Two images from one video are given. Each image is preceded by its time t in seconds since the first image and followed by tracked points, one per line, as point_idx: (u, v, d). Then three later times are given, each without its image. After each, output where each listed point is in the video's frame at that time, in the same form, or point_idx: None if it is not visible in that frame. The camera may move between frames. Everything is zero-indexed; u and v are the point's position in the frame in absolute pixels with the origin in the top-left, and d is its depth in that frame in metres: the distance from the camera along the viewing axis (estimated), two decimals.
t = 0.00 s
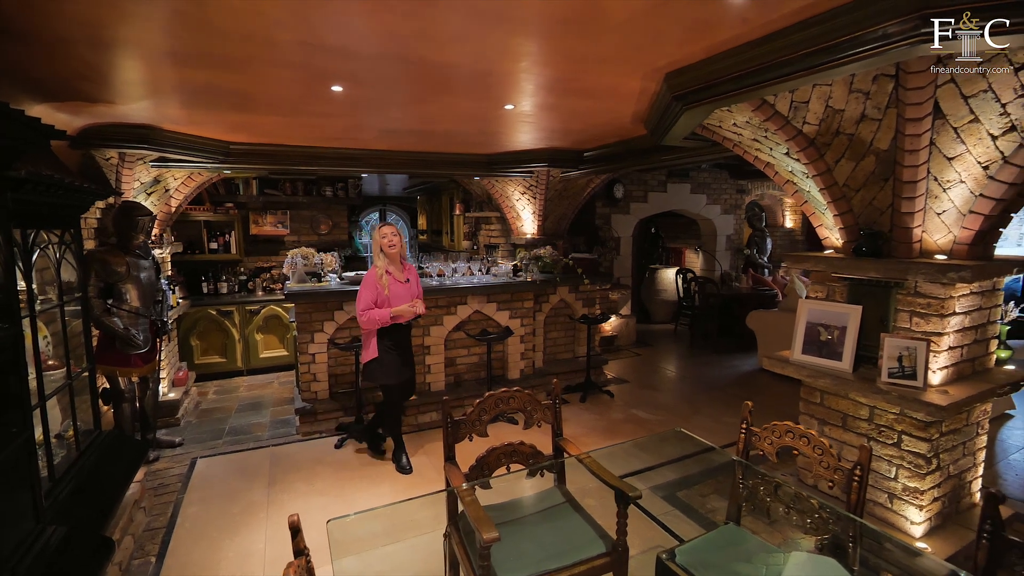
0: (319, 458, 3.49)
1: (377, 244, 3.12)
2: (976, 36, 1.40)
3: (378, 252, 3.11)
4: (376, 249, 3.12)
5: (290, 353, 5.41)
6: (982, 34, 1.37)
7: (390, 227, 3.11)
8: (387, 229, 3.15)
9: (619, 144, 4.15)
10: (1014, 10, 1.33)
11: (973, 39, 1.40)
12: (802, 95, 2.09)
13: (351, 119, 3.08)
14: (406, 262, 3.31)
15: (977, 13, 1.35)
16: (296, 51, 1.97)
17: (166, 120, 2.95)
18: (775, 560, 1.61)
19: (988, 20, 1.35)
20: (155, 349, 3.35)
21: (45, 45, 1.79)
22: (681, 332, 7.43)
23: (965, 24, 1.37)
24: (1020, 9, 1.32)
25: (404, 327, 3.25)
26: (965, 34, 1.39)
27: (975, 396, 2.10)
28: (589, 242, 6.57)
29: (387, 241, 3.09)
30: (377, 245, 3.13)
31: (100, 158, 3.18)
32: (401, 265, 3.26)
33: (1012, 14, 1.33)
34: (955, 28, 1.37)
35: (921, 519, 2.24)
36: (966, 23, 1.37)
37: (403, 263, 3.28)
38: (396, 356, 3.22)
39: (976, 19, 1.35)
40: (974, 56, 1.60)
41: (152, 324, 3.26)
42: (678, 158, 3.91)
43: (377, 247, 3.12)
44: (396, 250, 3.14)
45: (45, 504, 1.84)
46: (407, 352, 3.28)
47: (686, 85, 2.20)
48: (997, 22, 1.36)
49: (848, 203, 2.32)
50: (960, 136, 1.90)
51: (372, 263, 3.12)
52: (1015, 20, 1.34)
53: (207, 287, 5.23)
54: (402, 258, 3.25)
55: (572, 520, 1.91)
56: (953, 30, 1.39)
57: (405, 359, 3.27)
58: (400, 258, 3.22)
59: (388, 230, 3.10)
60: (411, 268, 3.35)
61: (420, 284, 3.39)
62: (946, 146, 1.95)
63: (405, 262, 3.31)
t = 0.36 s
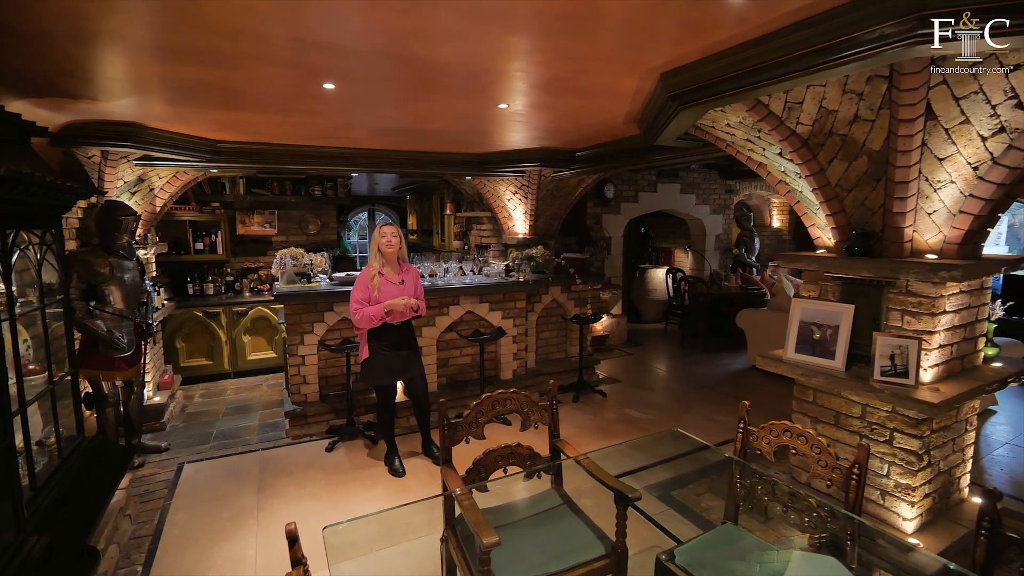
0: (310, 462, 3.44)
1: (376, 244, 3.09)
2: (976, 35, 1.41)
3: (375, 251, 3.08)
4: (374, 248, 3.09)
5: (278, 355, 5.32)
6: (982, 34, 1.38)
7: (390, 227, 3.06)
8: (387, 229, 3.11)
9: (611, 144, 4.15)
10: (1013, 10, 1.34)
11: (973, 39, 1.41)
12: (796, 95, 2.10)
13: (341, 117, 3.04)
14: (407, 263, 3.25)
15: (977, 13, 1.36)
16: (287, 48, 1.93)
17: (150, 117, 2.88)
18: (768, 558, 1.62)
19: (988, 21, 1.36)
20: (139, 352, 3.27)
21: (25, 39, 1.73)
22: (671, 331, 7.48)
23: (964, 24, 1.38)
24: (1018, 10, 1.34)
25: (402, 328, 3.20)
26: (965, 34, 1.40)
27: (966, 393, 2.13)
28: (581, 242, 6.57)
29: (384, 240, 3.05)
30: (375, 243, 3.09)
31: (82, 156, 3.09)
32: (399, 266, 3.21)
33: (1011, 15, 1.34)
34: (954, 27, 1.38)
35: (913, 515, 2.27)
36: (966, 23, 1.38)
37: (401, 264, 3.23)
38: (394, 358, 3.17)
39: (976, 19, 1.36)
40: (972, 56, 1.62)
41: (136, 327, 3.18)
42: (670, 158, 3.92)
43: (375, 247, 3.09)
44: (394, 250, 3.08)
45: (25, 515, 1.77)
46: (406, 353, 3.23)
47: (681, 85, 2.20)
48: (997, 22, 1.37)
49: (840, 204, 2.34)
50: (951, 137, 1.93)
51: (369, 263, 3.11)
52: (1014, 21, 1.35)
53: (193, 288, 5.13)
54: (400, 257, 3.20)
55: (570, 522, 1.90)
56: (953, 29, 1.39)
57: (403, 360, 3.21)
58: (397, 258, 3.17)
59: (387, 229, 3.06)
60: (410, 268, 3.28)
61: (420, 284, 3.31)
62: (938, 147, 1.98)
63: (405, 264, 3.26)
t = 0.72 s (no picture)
0: (299, 466, 3.38)
1: (379, 248, 3.08)
2: (976, 35, 1.41)
3: (377, 255, 3.07)
4: (377, 252, 3.08)
5: (264, 357, 5.23)
6: (982, 35, 1.39)
7: (394, 229, 3.04)
8: (390, 231, 3.08)
9: (602, 144, 4.16)
10: (1012, 11, 1.34)
11: (972, 40, 1.42)
12: (790, 96, 2.11)
13: (331, 115, 2.99)
14: (412, 264, 3.19)
15: (977, 14, 1.36)
16: (277, 42, 1.88)
17: (133, 114, 2.80)
18: (760, 555, 1.64)
19: (988, 21, 1.37)
20: (122, 356, 3.18)
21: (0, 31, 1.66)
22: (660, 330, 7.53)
23: (965, 24, 1.38)
24: (1018, 10, 1.34)
25: (408, 329, 3.14)
26: (965, 34, 1.40)
27: (955, 390, 2.16)
28: (571, 242, 6.58)
29: (388, 243, 3.03)
30: (378, 245, 3.07)
31: (60, 154, 2.99)
32: (401, 267, 3.15)
33: (1011, 15, 1.35)
34: (954, 28, 1.38)
35: (904, 511, 2.30)
36: (966, 23, 1.38)
37: (405, 265, 3.17)
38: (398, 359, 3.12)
39: (976, 19, 1.36)
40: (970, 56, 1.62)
41: (118, 329, 3.10)
42: (661, 158, 3.94)
43: (377, 250, 3.08)
44: (398, 253, 3.06)
45: (3, 526, 1.70)
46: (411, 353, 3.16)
47: (676, 84, 2.19)
48: (998, 22, 1.37)
49: (832, 203, 2.36)
50: (941, 137, 1.95)
51: (370, 266, 3.09)
52: (1014, 21, 1.35)
53: (176, 289, 5.02)
54: (404, 258, 3.15)
55: (568, 525, 1.87)
56: (952, 30, 1.40)
57: (408, 361, 3.15)
58: (400, 261, 3.13)
59: (391, 232, 3.04)
60: (417, 268, 3.17)
61: (423, 285, 3.16)
62: (928, 147, 2.00)
63: (410, 264, 3.18)
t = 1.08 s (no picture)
0: (287, 471, 3.31)
1: (391, 249, 3.06)
2: (976, 35, 1.41)
3: (389, 255, 3.05)
4: (389, 253, 3.06)
5: (250, 360, 5.13)
6: (982, 35, 1.39)
7: (405, 230, 3.02)
8: (400, 232, 3.05)
9: (592, 144, 4.16)
10: (1013, 10, 1.35)
11: (972, 40, 1.42)
12: (783, 95, 2.12)
13: (320, 112, 2.93)
14: (424, 264, 3.13)
15: (977, 13, 1.37)
16: (266, 36, 1.83)
17: (113, 110, 2.71)
18: (752, 552, 1.65)
19: (989, 22, 1.37)
20: (102, 359, 3.08)
21: None
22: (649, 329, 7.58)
23: (965, 24, 1.38)
24: (1018, 10, 1.34)
25: (421, 330, 3.11)
26: (965, 34, 1.40)
27: (944, 387, 2.19)
28: (561, 242, 6.58)
29: (398, 244, 3.00)
30: (388, 246, 3.04)
31: (37, 151, 2.89)
32: (413, 267, 3.10)
33: (1013, 15, 1.35)
34: (954, 28, 1.38)
35: (895, 507, 2.33)
36: (966, 24, 1.38)
37: (418, 265, 3.12)
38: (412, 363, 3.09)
39: (976, 20, 1.37)
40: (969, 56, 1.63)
41: (98, 332, 3.00)
42: (652, 158, 3.95)
43: (389, 252, 3.06)
44: (409, 253, 3.03)
45: None
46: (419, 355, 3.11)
47: (671, 83, 2.19)
48: (998, 22, 1.37)
49: (823, 203, 2.38)
50: (931, 138, 1.98)
51: (383, 268, 3.07)
52: (1015, 21, 1.36)
53: (158, 291, 4.89)
54: (416, 258, 3.10)
55: (566, 527, 1.85)
56: (953, 30, 1.40)
57: (421, 362, 3.12)
58: (412, 260, 3.09)
59: (402, 233, 3.01)
60: (428, 268, 3.12)
61: (434, 285, 3.12)
62: (918, 147, 2.03)
63: (422, 264, 3.13)
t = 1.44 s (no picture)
0: (275, 476, 3.24)
1: (395, 250, 2.99)
2: (976, 35, 1.41)
3: (393, 258, 2.98)
4: (393, 255, 2.98)
5: (234, 363, 5.02)
6: (982, 35, 1.39)
7: (410, 232, 2.97)
8: (405, 234, 3.00)
9: (583, 143, 4.16)
10: (1012, 11, 1.35)
11: (972, 40, 1.42)
12: (776, 95, 2.13)
13: (307, 109, 2.87)
14: (428, 266, 3.10)
15: (977, 13, 1.37)
16: (252, 29, 1.77)
17: (91, 105, 2.62)
18: (744, 549, 1.66)
19: (989, 22, 1.38)
20: (79, 364, 2.98)
21: None
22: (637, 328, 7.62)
23: (964, 24, 1.39)
24: (1018, 10, 1.35)
25: (432, 330, 3.07)
26: (965, 34, 1.40)
27: (934, 383, 2.23)
28: (550, 241, 6.57)
29: (403, 246, 2.95)
30: (393, 248, 2.98)
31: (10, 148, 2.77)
32: (417, 270, 3.06)
33: (1012, 15, 1.35)
34: (954, 27, 1.39)
35: (885, 502, 2.36)
36: (966, 24, 1.39)
37: (422, 267, 3.08)
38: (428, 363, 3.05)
39: (976, 20, 1.37)
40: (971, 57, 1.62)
41: (76, 336, 2.90)
42: (641, 157, 3.96)
43: (394, 253, 2.98)
44: (413, 256, 2.98)
45: None
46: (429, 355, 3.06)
47: (666, 82, 2.18)
48: (998, 22, 1.38)
49: (815, 202, 2.40)
50: (921, 137, 2.01)
51: (387, 270, 2.98)
52: (1014, 21, 1.36)
53: (137, 293, 4.75)
54: (419, 261, 3.07)
55: (565, 529, 1.83)
56: (952, 30, 1.40)
57: (435, 361, 3.08)
58: (416, 263, 3.05)
59: (407, 234, 2.96)
60: (433, 270, 3.10)
61: (441, 287, 3.10)
62: (908, 147, 2.05)
63: (426, 265, 3.10)
